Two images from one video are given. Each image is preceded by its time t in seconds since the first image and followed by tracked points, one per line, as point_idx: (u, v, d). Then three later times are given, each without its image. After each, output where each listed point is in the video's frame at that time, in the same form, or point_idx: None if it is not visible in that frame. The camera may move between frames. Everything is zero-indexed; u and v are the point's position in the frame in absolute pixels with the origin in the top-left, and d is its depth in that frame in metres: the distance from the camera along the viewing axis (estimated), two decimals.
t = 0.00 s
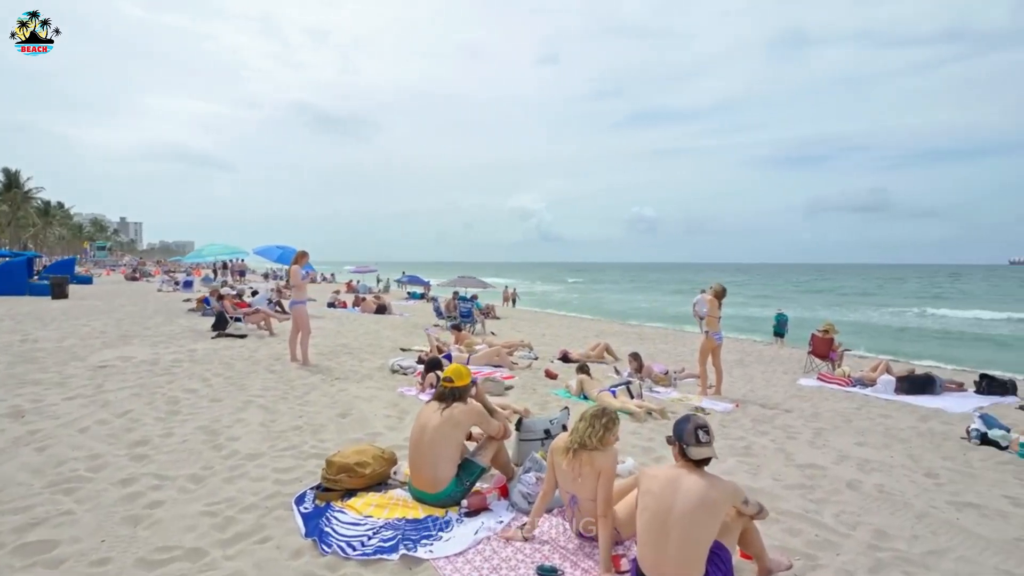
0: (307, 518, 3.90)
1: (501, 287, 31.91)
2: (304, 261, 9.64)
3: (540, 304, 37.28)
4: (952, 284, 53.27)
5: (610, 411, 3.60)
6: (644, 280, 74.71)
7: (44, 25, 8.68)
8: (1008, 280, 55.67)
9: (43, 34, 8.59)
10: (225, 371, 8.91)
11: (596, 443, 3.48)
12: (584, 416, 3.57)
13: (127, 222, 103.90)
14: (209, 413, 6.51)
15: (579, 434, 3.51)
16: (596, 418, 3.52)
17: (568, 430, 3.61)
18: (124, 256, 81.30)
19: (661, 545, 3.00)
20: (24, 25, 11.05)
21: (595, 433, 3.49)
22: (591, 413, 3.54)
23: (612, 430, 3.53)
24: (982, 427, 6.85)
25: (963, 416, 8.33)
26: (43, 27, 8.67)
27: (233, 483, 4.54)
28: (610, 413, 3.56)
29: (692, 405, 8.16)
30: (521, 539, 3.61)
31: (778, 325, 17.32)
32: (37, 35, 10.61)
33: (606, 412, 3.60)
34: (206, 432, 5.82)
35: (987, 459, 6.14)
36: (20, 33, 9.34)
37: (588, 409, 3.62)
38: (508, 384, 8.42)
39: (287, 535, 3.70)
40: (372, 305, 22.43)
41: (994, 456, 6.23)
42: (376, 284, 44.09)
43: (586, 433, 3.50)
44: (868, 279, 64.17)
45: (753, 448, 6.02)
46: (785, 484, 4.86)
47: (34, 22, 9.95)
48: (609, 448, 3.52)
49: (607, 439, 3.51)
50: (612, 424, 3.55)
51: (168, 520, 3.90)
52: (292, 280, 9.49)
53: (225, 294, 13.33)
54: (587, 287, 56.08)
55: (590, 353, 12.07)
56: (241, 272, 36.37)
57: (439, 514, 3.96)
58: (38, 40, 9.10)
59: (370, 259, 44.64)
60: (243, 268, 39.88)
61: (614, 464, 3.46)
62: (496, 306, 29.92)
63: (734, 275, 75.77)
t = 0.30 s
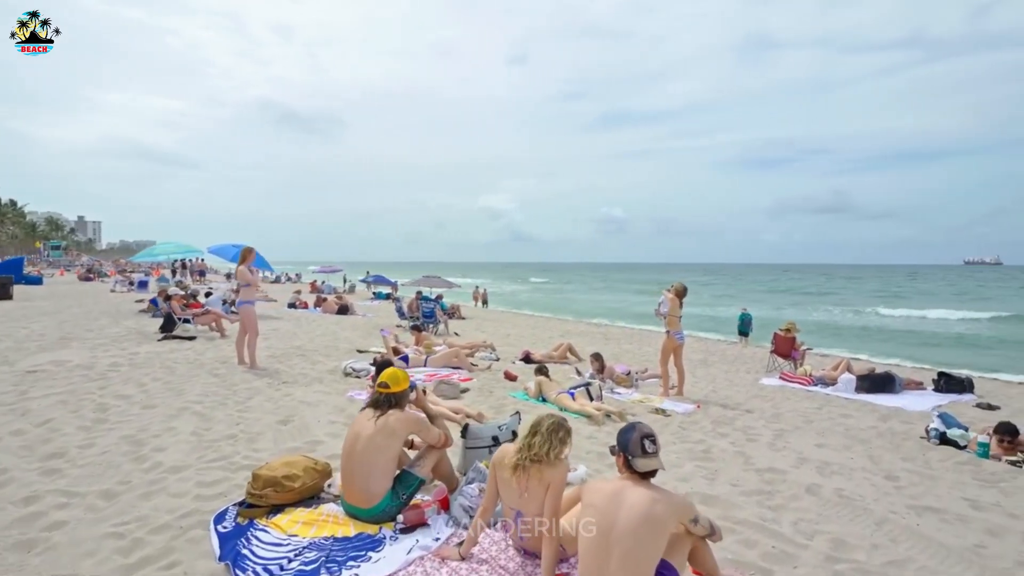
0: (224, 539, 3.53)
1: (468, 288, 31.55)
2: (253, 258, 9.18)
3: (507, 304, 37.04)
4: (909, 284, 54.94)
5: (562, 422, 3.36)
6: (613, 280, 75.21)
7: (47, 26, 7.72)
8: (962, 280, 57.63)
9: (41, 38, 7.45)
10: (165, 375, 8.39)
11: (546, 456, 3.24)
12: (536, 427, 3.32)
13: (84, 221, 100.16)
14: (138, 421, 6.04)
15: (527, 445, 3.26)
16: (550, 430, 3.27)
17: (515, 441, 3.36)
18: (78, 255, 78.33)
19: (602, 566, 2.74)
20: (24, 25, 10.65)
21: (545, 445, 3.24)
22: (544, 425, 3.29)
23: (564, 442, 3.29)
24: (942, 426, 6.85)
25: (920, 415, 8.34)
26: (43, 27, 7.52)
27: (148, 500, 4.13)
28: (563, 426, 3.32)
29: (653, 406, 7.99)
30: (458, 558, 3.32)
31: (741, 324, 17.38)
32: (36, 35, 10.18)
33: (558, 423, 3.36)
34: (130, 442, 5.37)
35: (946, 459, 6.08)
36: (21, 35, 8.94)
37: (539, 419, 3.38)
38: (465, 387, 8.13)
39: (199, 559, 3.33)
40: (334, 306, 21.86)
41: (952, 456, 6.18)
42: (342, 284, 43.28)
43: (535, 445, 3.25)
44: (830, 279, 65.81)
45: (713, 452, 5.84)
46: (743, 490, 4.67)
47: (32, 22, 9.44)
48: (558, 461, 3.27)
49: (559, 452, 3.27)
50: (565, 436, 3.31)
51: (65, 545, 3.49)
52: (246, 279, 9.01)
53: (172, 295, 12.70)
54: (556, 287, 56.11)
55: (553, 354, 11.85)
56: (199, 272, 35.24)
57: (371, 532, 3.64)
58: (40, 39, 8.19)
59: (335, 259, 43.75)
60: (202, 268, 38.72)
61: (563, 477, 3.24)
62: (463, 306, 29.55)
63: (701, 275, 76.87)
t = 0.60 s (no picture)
0: (151, 565, 3.20)
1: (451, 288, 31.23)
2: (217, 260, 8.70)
3: (491, 304, 36.76)
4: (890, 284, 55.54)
5: (526, 432, 3.02)
6: (598, 280, 75.21)
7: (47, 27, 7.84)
8: (941, 280, 58.39)
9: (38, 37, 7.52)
10: (122, 380, 8.00)
11: (507, 471, 2.90)
12: (496, 439, 2.97)
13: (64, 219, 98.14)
14: (84, 430, 5.67)
15: (487, 459, 2.93)
16: (512, 442, 2.94)
17: (472, 455, 3.06)
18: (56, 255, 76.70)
19: None
20: (23, 26, 10.80)
21: (507, 459, 2.90)
22: (505, 437, 2.96)
23: (528, 455, 2.97)
24: (925, 430, 6.68)
25: (903, 418, 8.19)
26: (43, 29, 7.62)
27: (77, 520, 3.78)
28: (527, 438, 2.98)
29: (632, 410, 7.75)
30: None
31: (725, 325, 17.25)
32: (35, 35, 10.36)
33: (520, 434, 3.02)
34: (70, 454, 5.00)
35: (929, 465, 5.90)
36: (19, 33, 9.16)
37: (500, 430, 3.04)
38: (437, 391, 7.83)
39: None
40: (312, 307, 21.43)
41: (936, 461, 6.00)
42: (323, 284, 42.71)
43: (495, 458, 2.91)
44: (813, 279, 66.40)
45: (691, 460, 5.60)
46: (721, 502, 4.43)
47: (33, 21, 9.69)
48: (520, 477, 2.96)
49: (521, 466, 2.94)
50: (528, 449, 2.98)
51: None
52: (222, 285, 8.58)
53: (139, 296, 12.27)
54: (540, 287, 55.83)
55: (533, 356, 11.59)
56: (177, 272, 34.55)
57: (316, 554, 3.34)
58: (38, 41, 8.63)
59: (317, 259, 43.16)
60: (181, 268, 38.00)
61: (525, 496, 2.94)
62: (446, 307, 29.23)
63: (685, 275, 77.23)
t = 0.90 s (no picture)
0: None
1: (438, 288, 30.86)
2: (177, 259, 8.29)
3: (478, 304, 36.40)
4: (876, 284, 55.87)
5: (485, 453, 2.68)
6: (587, 279, 75.03)
7: (45, 25, 7.86)
8: (927, 281, 58.83)
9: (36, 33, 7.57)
10: (77, 386, 7.57)
11: (462, 499, 2.54)
12: (451, 461, 2.61)
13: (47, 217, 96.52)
14: (23, 442, 5.27)
15: (440, 484, 2.56)
16: (468, 465, 2.58)
17: (423, 481, 2.68)
18: (37, 254, 75.35)
19: None
20: (24, 26, 10.74)
21: (462, 484, 2.54)
22: (461, 459, 2.60)
23: (486, 480, 2.62)
24: (915, 436, 6.41)
25: (892, 422, 7.95)
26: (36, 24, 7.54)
27: None
28: (485, 459, 2.63)
29: (613, 416, 7.44)
30: None
31: (712, 325, 17.04)
32: (33, 35, 10.17)
33: (478, 456, 2.67)
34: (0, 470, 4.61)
35: (920, 474, 5.64)
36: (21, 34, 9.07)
37: (455, 451, 2.67)
38: (411, 397, 7.48)
39: None
40: (293, 307, 20.99)
41: (928, 469, 5.75)
42: (309, 284, 42.20)
43: (449, 484, 2.54)
44: (801, 279, 66.72)
45: (672, 470, 5.30)
46: (701, 519, 4.13)
47: (36, 23, 9.56)
48: (477, 505, 2.60)
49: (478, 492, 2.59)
50: (487, 473, 2.64)
51: None
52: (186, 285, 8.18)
53: (106, 297, 11.80)
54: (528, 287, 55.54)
55: (515, 358, 11.27)
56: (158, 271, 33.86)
57: None
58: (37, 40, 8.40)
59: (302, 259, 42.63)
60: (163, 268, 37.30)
61: (481, 527, 2.57)
62: (432, 307, 28.84)
63: (674, 275, 77.20)
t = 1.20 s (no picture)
0: None
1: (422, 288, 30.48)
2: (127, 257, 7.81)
3: (464, 304, 36.03)
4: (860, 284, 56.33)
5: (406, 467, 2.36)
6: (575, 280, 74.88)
7: (47, 26, 7.31)
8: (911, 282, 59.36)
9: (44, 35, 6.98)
10: (22, 390, 7.15)
11: (376, 520, 2.24)
12: (365, 478, 2.32)
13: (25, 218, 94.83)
14: None
15: (351, 503, 2.27)
16: (380, 481, 2.27)
17: (338, 500, 2.38)
18: (16, 254, 73.95)
19: None
20: (26, 26, 10.45)
21: (373, 504, 2.24)
22: (374, 475, 2.30)
23: (404, 498, 2.29)
24: (898, 438, 6.18)
25: (875, 424, 7.71)
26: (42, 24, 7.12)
27: None
28: (403, 475, 2.31)
29: (588, 419, 7.14)
30: None
31: (696, 324, 16.81)
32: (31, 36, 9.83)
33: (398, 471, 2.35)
34: None
35: (903, 479, 5.38)
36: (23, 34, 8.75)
37: (373, 466, 2.38)
38: (376, 401, 7.14)
39: None
40: (271, 307, 20.54)
41: (911, 474, 5.49)
42: (292, 284, 41.63)
43: (360, 503, 2.25)
44: (787, 280, 67.04)
45: (643, 477, 5.01)
46: (669, 532, 3.83)
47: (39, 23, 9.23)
48: (396, 526, 2.30)
49: (396, 512, 2.28)
50: (406, 491, 2.31)
51: None
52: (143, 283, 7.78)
53: (67, 297, 11.23)
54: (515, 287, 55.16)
55: (492, 359, 10.95)
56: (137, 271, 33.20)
57: None
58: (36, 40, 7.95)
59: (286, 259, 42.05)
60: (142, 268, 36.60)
61: (398, 553, 2.27)
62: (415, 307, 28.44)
63: (661, 276, 77.55)
